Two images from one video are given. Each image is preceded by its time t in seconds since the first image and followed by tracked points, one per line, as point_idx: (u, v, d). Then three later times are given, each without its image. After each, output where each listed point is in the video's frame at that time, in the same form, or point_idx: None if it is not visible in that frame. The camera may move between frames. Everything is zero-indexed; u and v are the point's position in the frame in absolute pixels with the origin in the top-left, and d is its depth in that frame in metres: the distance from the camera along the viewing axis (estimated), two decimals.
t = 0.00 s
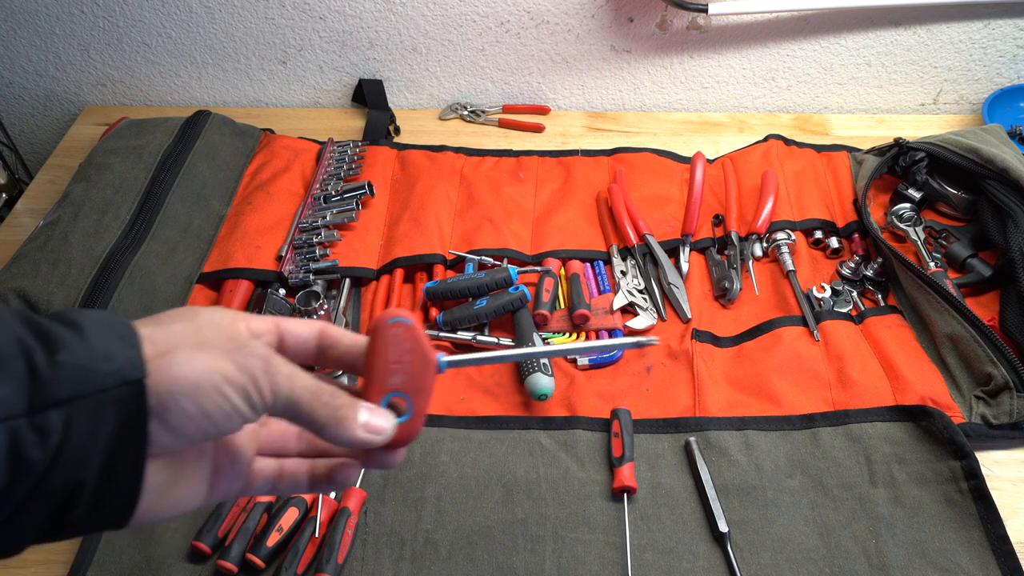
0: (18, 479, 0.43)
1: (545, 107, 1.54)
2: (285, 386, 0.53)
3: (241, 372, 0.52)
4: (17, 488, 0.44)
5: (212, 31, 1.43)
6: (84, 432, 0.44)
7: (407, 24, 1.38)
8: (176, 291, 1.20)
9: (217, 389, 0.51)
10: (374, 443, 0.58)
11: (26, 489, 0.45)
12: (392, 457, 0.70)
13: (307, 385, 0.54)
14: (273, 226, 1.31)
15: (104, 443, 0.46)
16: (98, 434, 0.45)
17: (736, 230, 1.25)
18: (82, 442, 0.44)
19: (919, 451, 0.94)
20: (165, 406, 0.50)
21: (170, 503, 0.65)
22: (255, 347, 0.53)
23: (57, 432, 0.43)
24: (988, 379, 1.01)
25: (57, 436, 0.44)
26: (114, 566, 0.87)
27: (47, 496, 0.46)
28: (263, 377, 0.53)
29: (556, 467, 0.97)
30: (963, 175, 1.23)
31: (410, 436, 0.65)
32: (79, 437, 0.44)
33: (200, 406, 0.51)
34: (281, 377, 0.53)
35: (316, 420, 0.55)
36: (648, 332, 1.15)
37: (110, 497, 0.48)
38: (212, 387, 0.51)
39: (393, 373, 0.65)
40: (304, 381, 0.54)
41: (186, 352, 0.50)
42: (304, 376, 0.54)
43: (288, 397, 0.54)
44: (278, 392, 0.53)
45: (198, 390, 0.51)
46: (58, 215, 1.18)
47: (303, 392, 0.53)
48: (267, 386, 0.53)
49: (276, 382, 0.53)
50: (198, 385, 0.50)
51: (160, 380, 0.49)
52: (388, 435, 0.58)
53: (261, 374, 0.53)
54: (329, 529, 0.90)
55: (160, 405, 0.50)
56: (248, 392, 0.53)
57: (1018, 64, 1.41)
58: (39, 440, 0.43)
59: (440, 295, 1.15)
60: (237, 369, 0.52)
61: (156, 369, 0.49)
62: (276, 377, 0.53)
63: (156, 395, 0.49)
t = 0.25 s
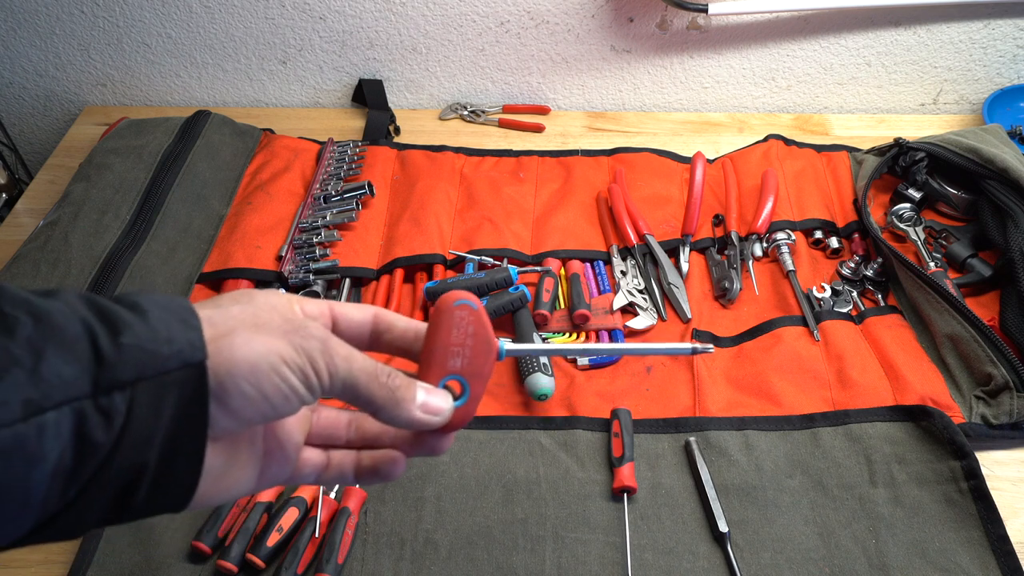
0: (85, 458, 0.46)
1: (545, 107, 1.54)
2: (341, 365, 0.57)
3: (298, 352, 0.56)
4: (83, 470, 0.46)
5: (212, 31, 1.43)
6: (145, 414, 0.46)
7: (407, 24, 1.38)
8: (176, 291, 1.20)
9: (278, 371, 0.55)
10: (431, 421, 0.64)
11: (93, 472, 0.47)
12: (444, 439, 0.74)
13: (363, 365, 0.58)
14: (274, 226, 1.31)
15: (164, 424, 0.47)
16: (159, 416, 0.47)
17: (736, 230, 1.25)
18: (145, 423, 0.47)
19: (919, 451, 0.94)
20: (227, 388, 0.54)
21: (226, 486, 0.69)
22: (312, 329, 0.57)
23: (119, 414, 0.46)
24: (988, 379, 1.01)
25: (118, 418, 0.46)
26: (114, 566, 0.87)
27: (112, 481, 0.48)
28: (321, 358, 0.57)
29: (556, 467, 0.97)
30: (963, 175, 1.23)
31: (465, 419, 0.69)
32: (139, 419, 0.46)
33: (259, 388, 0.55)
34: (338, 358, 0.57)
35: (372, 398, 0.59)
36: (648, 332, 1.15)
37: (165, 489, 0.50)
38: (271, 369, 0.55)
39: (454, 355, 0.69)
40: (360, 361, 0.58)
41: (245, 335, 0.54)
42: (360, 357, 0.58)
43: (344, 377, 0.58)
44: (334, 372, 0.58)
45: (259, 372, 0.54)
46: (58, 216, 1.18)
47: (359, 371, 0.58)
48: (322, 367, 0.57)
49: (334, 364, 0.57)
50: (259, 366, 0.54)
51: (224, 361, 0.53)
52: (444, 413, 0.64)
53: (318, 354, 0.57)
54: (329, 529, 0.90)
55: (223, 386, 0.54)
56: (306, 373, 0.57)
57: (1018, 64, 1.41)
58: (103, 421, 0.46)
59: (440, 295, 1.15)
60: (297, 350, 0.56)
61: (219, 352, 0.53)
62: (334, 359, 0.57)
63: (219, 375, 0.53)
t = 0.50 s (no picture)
0: (101, 422, 0.46)
1: (545, 107, 1.54)
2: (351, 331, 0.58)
3: (308, 319, 0.57)
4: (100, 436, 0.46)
5: (212, 31, 1.43)
6: (160, 383, 0.46)
7: (407, 24, 1.38)
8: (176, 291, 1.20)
9: (290, 336, 0.56)
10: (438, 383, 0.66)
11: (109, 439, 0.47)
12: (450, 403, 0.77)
13: (371, 330, 0.59)
14: (274, 227, 1.31)
15: (177, 393, 0.47)
16: (172, 384, 0.47)
17: (736, 230, 1.25)
18: (158, 391, 0.46)
19: (919, 451, 0.94)
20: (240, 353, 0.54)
21: (244, 451, 0.69)
22: (320, 296, 0.58)
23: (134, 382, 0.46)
24: (988, 379, 1.01)
25: (134, 387, 0.46)
26: (114, 566, 0.87)
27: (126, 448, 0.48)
28: (331, 325, 0.57)
29: (556, 467, 0.97)
30: (963, 175, 1.23)
31: (469, 385, 0.70)
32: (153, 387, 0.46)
33: (268, 353, 0.55)
34: (347, 324, 0.58)
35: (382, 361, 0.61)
36: (648, 332, 1.16)
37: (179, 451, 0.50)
38: (281, 336, 0.55)
39: (466, 324, 0.69)
40: (369, 327, 0.59)
41: (254, 301, 0.54)
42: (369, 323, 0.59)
43: (353, 342, 0.59)
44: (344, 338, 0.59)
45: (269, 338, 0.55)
46: (58, 216, 1.18)
47: (368, 336, 0.59)
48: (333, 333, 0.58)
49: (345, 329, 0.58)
50: (269, 332, 0.54)
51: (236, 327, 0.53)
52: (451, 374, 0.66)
53: (328, 321, 0.57)
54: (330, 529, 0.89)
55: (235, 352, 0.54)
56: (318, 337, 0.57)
57: (1018, 64, 1.41)
58: (118, 388, 0.45)
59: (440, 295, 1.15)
60: (305, 316, 0.56)
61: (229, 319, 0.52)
62: (345, 325, 0.58)
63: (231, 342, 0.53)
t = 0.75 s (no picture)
0: (140, 328, 0.49)
1: (545, 107, 1.54)
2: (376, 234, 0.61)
3: (334, 226, 0.59)
4: (138, 334, 0.50)
5: (212, 31, 1.43)
6: (197, 290, 0.50)
7: (407, 24, 1.38)
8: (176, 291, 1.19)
9: (319, 243, 0.58)
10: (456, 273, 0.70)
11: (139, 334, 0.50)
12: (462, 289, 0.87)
13: (396, 230, 0.62)
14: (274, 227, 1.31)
15: (212, 296, 0.52)
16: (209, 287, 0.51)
17: (736, 230, 1.25)
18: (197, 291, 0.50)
19: (919, 451, 0.94)
20: (274, 262, 0.57)
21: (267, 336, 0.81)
22: (342, 202, 0.60)
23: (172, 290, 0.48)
24: (988, 379, 1.01)
25: (171, 292, 0.49)
26: (113, 566, 0.88)
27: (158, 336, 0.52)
28: (356, 227, 0.60)
29: (556, 467, 0.97)
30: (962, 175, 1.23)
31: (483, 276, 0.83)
32: (190, 291, 0.50)
33: (300, 259, 0.58)
34: (373, 226, 0.61)
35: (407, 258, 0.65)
36: (648, 332, 1.15)
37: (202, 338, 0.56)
38: (312, 245, 0.58)
39: (499, 231, 0.82)
40: (393, 227, 0.62)
41: (283, 212, 0.56)
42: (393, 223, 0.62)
43: (378, 242, 0.62)
44: (370, 239, 0.62)
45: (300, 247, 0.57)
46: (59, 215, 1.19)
47: (393, 236, 0.62)
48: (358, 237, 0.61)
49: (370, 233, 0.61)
50: (301, 244, 0.57)
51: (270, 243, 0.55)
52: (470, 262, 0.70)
53: (353, 227, 0.60)
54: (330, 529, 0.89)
55: (270, 262, 0.56)
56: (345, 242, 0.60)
57: (1018, 64, 1.40)
58: (157, 296, 0.48)
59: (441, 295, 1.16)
60: (330, 223, 0.59)
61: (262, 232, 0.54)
62: (369, 227, 0.61)
63: (265, 253, 0.55)
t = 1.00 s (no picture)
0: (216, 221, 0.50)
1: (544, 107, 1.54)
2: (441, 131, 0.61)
3: (401, 124, 0.59)
4: (214, 226, 0.51)
5: (212, 31, 1.43)
6: (269, 179, 0.50)
7: (407, 24, 1.38)
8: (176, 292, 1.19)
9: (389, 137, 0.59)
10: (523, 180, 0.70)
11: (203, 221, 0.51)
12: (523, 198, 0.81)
13: (461, 130, 0.62)
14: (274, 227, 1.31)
15: (282, 190, 0.51)
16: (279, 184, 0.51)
17: (736, 230, 1.25)
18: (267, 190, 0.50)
19: (920, 451, 0.94)
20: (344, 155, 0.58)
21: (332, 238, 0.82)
22: (405, 97, 0.58)
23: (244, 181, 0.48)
24: (988, 379, 1.01)
25: (244, 188, 0.49)
26: (114, 566, 0.87)
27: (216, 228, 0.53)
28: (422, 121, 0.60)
29: (556, 467, 0.97)
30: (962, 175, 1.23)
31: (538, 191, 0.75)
32: (261, 181, 0.49)
33: (368, 155, 0.59)
34: (438, 123, 0.61)
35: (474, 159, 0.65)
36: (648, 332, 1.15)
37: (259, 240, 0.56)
38: (380, 142, 0.58)
39: (566, 159, 0.71)
40: (457, 126, 0.62)
41: (351, 104, 0.55)
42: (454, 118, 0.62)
43: (445, 138, 0.62)
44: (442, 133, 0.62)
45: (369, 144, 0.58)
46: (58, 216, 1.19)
47: (458, 133, 0.62)
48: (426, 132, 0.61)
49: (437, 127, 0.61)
50: (371, 143, 0.57)
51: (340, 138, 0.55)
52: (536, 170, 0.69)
53: (418, 125, 0.60)
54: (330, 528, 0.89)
55: (343, 155, 0.58)
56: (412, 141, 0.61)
57: (1018, 64, 1.40)
58: (229, 189, 0.48)
59: (441, 295, 1.15)
60: (397, 120, 0.58)
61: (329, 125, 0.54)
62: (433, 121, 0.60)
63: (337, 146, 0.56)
